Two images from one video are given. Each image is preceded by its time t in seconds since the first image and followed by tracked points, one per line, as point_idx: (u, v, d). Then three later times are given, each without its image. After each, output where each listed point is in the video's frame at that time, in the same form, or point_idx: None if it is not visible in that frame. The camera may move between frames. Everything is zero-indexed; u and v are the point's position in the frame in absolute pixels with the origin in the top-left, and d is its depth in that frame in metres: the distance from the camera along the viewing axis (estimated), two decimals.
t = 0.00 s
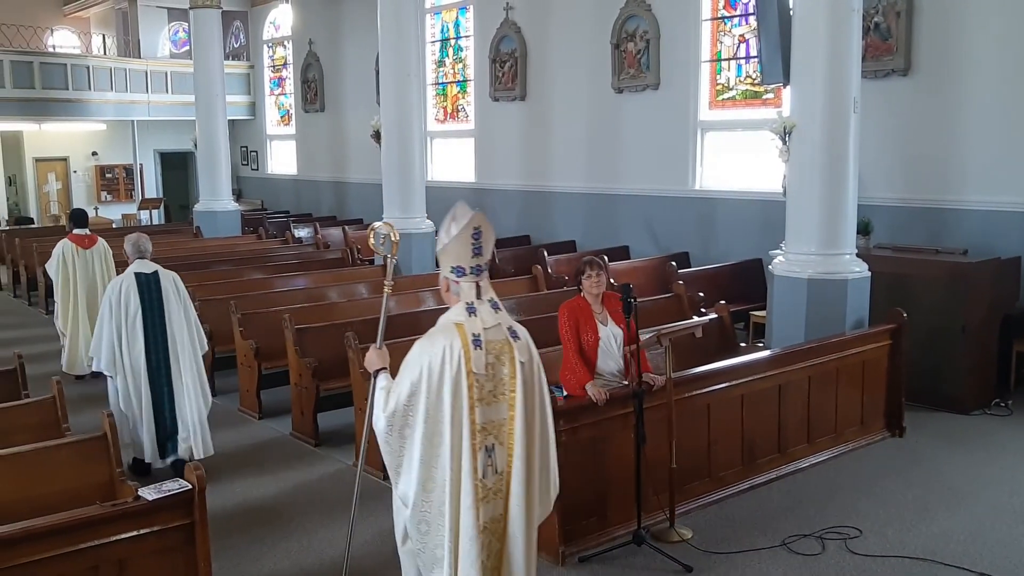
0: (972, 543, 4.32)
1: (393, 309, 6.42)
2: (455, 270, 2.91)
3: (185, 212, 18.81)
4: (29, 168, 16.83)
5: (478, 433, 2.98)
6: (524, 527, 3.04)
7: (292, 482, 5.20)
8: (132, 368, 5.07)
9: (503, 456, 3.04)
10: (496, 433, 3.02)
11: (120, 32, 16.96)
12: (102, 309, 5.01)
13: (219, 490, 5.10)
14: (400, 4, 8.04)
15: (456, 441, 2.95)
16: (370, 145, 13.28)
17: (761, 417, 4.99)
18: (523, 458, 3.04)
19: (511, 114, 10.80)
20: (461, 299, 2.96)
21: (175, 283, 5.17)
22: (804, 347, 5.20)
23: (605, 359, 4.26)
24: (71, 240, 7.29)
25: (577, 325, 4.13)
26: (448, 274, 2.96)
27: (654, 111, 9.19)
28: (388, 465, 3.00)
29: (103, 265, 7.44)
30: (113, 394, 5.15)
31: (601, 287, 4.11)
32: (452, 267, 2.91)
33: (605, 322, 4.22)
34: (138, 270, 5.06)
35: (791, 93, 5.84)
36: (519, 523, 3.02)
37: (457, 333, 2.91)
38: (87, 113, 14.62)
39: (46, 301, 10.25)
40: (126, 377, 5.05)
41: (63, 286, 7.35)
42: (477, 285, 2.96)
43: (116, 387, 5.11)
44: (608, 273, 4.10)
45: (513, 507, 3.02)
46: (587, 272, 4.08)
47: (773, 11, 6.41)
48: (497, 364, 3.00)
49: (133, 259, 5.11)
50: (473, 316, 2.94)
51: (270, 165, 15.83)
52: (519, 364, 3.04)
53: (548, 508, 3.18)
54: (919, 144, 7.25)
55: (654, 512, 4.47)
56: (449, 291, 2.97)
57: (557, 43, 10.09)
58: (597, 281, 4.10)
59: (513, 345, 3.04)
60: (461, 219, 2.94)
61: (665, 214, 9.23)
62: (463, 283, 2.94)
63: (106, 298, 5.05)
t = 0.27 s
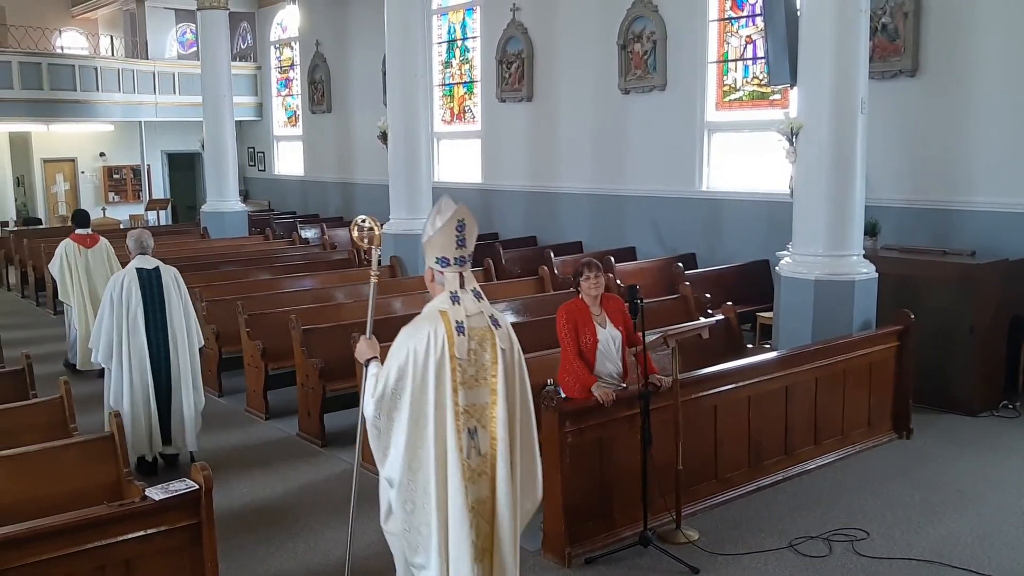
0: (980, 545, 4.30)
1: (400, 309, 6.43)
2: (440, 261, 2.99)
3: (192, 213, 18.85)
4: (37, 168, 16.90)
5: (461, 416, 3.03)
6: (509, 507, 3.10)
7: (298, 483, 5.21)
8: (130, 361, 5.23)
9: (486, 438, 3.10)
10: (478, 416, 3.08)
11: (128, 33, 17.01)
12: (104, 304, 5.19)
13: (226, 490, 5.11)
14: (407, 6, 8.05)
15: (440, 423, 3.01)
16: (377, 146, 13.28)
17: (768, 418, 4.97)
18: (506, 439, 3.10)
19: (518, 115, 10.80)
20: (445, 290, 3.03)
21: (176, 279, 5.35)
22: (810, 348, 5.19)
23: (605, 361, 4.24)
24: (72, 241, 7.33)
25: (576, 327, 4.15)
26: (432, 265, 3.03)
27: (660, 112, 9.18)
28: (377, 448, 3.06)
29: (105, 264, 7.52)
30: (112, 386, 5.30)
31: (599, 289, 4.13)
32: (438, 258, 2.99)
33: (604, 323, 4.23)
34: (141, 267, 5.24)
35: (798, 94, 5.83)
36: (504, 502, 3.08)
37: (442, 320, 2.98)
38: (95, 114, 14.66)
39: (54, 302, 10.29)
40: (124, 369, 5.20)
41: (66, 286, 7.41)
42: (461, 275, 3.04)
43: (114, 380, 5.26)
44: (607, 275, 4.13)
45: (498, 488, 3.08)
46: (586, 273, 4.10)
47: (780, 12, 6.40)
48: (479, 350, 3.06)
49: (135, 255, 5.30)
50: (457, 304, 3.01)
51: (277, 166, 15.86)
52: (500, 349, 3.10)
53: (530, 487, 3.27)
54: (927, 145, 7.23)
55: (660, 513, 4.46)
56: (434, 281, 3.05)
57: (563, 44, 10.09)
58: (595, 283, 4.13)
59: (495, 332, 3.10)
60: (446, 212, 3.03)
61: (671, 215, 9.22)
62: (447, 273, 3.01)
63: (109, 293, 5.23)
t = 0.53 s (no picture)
0: (986, 547, 4.29)
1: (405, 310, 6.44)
2: (433, 255, 3.15)
3: (197, 214, 18.88)
4: (43, 169, 16.95)
5: (450, 405, 3.20)
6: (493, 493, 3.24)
7: (303, 484, 5.21)
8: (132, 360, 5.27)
9: (473, 427, 3.26)
10: (467, 405, 3.24)
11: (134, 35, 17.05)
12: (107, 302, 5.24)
13: (231, 491, 5.11)
14: (412, 6, 8.06)
15: (430, 412, 3.17)
16: (382, 147, 13.30)
17: (773, 419, 4.97)
18: (493, 428, 3.25)
19: (523, 116, 10.81)
20: (438, 284, 3.19)
21: (177, 279, 5.39)
22: (816, 349, 5.19)
23: (604, 363, 4.28)
24: (65, 242, 7.65)
25: (574, 330, 4.21)
26: (426, 259, 3.19)
27: (665, 113, 9.18)
28: (368, 436, 3.20)
29: (95, 264, 7.85)
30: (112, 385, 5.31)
31: (597, 291, 4.18)
32: (431, 252, 3.14)
33: (602, 326, 4.28)
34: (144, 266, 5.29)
35: (803, 95, 5.82)
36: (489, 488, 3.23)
37: (435, 313, 3.14)
38: (100, 115, 14.69)
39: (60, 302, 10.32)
40: (126, 369, 5.22)
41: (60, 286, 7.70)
42: (453, 269, 3.20)
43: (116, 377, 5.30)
44: (604, 277, 4.17)
45: (483, 474, 3.24)
46: (583, 276, 4.14)
47: (785, 13, 6.40)
48: (469, 342, 3.22)
49: (140, 254, 5.32)
50: (449, 298, 3.17)
51: (282, 166, 15.88)
52: (489, 342, 3.27)
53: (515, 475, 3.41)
54: (933, 146, 7.22)
55: (665, 514, 4.46)
56: (427, 275, 3.21)
57: (568, 45, 10.09)
58: (592, 285, 4.17)
59: (485, 325, 3.27)
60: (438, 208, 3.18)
61: (676, 216, 9.22)
62: (441, 267, 3.17)
63: (112, 291, 5.29)
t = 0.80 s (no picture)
0: (989, 548, 4.28)
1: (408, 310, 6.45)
2: (428, 255, 3.18)
3: (200, 214, 18.90)
4: (47, 170, 16.96)
5: (441, 402, 3.24)
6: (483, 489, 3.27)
7: (306, 484, 5.22)
8: (135, 355, 5.38)
9: (465, 424, 3.29)
10: (458, 403, 3.28)
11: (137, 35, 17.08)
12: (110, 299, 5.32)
13: (234, 491, 5.12)
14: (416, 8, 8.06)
15: (421, 409, 3.20)
16: (385, 148, 13.31)
17: (776, 420, 4.96)
18: (485, 426, 3.29)
19: (526, 116, 10.81)
20: (432, 284, 3.22)
21: (177, 276, 5.50)
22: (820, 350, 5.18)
23: (604, 364, 4.30)
24: (59, 240, 7.81)
25: (574, 331, 4.22)
26: (421, 258, 3.23)
27: (668, 114, 9.19)
28: (360, 432, 3.22)
29: (90, 262, 7.95)
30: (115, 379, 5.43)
31: (596, 292, 4.18)
32: (426, 252, 3.18)
33: (601, 327, 4.30)
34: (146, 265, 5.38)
35: (806, 96, 5.82)
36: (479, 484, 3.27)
37: (429, 312, 3.18)
38: (104, 115, 14.71)
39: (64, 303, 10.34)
40: (129, 364, 5.35)
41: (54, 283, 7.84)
42: (448, 269, 3.23)
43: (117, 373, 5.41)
44: (603, 279, 4.17)
45: (474, 470, 3.27)
46: (582, 277, 4.15)
47: (789, 14, 6.40)
48: (463, 341, 3.26)
49: (142, 253, 5.39)
50: (443, 297, 3.21)
51: (285, 167, 15.90)
52: (483, 341, 3.30)
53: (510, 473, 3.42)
54: (936, 147, 7.21)
55: (668, 515, 4.45)
56: (422, 274, 3.24)
57: (571, 46, 10.10)
58: (591, 287, 4.17)
59: (478, 324, 3.30)
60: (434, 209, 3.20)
61: (679, 216, 9.21)
62: (435, 267, 3.21)
63: (114, 288, 5.37)
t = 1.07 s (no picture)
0: (994, 549, 4.28)
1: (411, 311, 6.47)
2: (410, 259, 3.16)
3: (204, 215, 18.92)
4: (51, 171, 16.97)
5: (423, 402, 3.21)
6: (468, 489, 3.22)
7: (310, 484, 5.22)
8: (136, 348, 5.56)
9: (450, 424, 3.25)
10: (442, 403, 3.25)
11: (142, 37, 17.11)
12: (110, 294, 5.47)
13: (238, 492, 5.12)
14: (419, 9, 8.07)
15: (403, 410, 3.18)
16: (389, 149, 13.32)
17: (780, 421, 4.96)
18: (469, 425, 3.24)
19: (529, 117, 10.81)
20: (414, 286, 3.21)
21: (175, 271, 5.66)
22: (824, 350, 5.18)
23: (608, 365, 4.31)
24: (59, 240, 7.85)
25: (577, 333, 4.23)
26: (403, 261, 3.21)
27: (672, 115, 9.19)
28: (345, 433, 3.23)
29: (89, 265, 7.94)
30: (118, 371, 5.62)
31: (599, 294, 4.19)
32: (408, 256, 3.16)
33: (604, 329, 4.32)
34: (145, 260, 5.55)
35: (810, 97, 5.82)
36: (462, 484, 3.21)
37: (409, 313, 3.16)
38: (108, 116, 14.73)
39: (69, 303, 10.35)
40: (131, 356, 5.53)
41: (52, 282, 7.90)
42: (430, 272, 3.21)
43: (120, 364, 5.61)
44: (606, 280, 4.17)
45: (459, 470, 3.22)
46: (584, 279, 4.15)
47: (792, 14, 6.40)
48: (444, 342, 3.23)
49: (138, 249, 5.56)
50: (424, 299, 3.19)
51: (289, 167, 15.92)
52: (465, 341, 3.26)
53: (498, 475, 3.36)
54: (940, 148, 7.20)
55: (672, 516, 4.45)
56: (405, 278, 3.22)
57: (574, 46, 10.10)
58: (594, 288, 4.18)
59: (461, 325, 3.26)
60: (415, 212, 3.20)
61: (683, 217, 9.21)
62: (417, 270, 3.19)
63: (114, 283, 5.52)
